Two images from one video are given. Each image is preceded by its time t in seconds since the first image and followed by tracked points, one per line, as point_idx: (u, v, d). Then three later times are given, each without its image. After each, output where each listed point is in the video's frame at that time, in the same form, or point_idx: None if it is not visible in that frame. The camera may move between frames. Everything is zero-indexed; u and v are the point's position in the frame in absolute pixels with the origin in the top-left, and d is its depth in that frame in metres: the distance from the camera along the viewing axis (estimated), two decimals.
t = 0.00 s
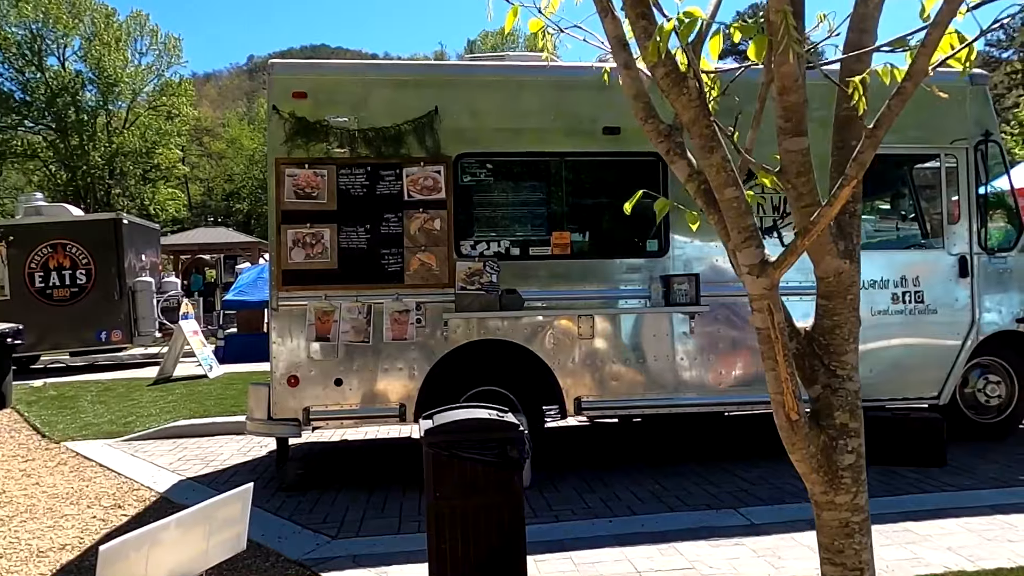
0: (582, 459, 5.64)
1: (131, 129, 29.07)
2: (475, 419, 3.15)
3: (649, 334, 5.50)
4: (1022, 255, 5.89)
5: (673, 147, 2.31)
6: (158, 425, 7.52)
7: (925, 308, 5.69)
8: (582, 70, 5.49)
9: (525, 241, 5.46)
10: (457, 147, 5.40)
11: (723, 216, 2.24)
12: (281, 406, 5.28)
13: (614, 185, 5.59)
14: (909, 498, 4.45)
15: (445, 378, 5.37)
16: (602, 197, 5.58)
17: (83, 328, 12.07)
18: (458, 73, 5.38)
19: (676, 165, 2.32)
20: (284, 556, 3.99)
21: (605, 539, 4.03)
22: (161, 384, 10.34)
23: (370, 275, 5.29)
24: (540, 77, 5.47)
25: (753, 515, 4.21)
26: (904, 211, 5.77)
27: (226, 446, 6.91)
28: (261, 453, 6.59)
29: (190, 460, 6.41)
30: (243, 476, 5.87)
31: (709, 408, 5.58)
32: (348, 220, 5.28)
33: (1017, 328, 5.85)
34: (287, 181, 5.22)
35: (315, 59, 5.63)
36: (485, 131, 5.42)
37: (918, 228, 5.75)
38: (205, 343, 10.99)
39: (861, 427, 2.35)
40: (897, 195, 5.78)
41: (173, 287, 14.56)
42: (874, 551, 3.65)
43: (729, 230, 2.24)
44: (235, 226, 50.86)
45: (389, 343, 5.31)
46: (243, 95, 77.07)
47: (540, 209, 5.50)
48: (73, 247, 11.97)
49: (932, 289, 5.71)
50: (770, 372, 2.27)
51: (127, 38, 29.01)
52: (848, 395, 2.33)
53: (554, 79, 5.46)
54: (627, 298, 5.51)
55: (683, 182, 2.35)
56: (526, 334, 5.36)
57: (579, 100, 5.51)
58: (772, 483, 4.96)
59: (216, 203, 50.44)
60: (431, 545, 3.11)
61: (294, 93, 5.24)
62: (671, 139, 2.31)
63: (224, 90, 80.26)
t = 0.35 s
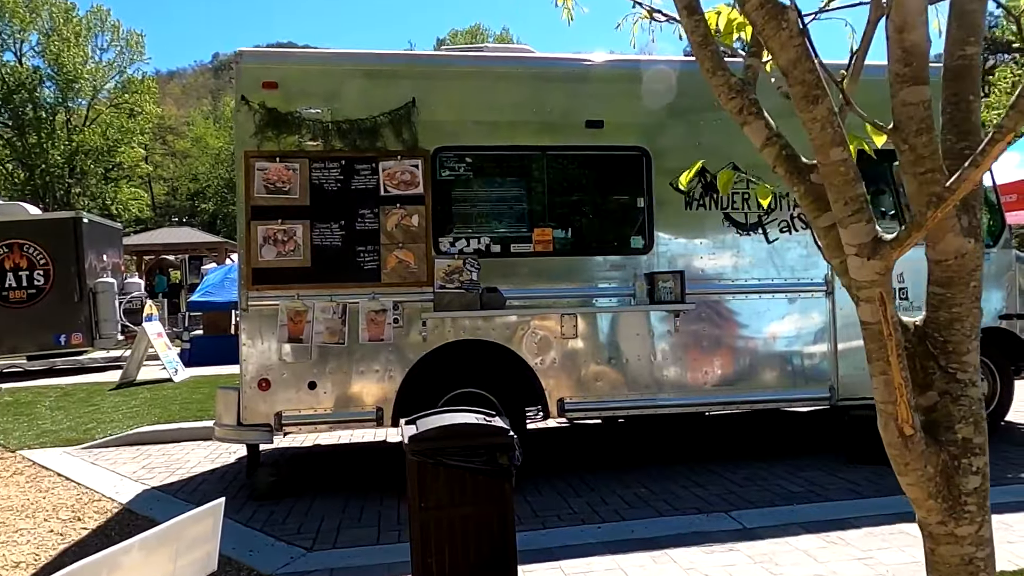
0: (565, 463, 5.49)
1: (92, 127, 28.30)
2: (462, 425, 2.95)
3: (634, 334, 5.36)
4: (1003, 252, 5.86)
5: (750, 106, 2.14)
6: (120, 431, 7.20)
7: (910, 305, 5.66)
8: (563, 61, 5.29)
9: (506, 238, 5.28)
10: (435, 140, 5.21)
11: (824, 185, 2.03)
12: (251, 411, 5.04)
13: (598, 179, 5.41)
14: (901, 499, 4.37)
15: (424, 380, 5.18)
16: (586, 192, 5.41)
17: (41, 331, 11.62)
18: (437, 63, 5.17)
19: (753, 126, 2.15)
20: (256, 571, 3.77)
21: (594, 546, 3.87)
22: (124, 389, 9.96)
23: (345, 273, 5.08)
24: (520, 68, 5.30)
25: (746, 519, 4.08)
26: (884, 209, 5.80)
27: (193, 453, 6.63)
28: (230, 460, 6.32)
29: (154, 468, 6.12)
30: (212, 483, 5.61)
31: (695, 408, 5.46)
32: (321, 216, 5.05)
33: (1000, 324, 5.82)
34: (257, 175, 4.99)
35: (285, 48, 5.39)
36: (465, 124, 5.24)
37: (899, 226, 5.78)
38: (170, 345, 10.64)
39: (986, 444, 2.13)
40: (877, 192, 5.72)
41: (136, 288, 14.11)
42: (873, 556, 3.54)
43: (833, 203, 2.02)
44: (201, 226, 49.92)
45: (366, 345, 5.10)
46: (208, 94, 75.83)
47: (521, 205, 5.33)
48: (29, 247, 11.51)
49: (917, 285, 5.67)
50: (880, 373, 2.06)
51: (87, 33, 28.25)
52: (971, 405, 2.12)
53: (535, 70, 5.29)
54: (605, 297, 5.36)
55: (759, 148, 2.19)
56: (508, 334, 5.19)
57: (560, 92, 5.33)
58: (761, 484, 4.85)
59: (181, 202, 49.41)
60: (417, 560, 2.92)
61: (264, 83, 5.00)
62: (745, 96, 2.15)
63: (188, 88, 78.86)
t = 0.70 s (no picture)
0: (547, 474, 5.34)
1: (44, 129, 27.40)
2: (453, 445, 2.79)
3: (617, 341, 5.24)
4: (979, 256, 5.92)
5: (885, 100, 1.94)
6: (77, 448, 6.86)
7: (891, 310, 5.68)
8: (539, 62, 5.19)
9: (486, 243, 5.12)
10: (411, 142, 5.03)
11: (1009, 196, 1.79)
12: (219, 427, 4.79)
13: (578, 183, 5.28)
14: (891, 507, 4.31)
15: (401, 392, 5.00)
16: (566, 196, 5.28)
17: None
18: (411, 63, 5.00)
19: (890, 124, 1.94)
20: None
21: (585, 564, 3.73)
22: (80, 402, 9.55)
23: (318, 281, 4.87)
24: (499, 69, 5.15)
25: (738, 532, 3.97)
26: (859, 213, 5.75)
27: (155, 470, 6.32)
28: (195, 476, 6.04)
29: (114, 487, 5.81)
30: (176, 502, 5.34)
31: (678, 417, 5.35)
32: (292, 222, 4.84)
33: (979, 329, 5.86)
34: (224, 179, 4.76)
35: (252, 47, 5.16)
36: (441, 126, 5.07)
37: (875, 229, 5.73)
38: (128, 355, 10.25)
39: None
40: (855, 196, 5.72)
41: (91, 295, 13.63)
42: (872, 570, 3.45)
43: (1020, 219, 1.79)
44: (159, 231, 48.77)
45: (340, 356, 4.89)
46: (165, 95, 74.24)
47: (501, 210, 5.17)
48: None
49: (897, 291, 5.70)
50: None
51: (39, 33, 27.37)
52: None
53: (514, 72, 5.16)
54: (575, 304, 5.20)
55: (896, 151, 1.96)
56: (488, 344, 5.04)
57: (538, 94, 5.21)
58: (748, 494, 4.76)
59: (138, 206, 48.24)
60: None
61: (231, 82, 4.77)
62: (878, 88, 1.95)
63: (145, 89, 77.15)
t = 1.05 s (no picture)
0: (523, 480, 5.20)
1: None
2: (431, 456, 2.64)
3: (594, 343, 5.12)
4: (953, 255, 5.93)
5: (1016, 49, 2.02)
6: (30, 459, 6.54)
7: (868, 310, 5.64)
8: (511, 58, 5.06)
9: (459, 244, 4.95)
10: (382, 139, 4.84)
11: None
12: (180, 437, 4.56)
13: (554, 181, 5.15)
14: (874, 510, 4.24)
15: (372, 398, 4.82)
16: (541, 195, 5.14)
17: None
18: (382, 56, 4.83)
19: (1018, 79, 2.03)
20: None
21: None
22: (34, 410, 9.17)
23: (284, 283, 4.66)
24: (473, 64, 5.00)
25: (722, 539, 3.87)
26: (834, 211, 5.68)
27: (112, 481, 6.04)
28: (155, 488, 5.78)
29: (69, 500, 5.53)
30: (134, 516, 5.08)
31: (657, 420, 5.24)
32: (257, 221, 4.62)
33: (953, 328, 5.89)
34: (184, 176, 4.53)
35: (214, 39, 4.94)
36: (413, 122, 4.89)
37: (849, 228, 5.70)
38: (85, 361, 9.88)
39: None
40: (830, 195, 5.68)
41: (47, 299, 13.16)
42: None
43: None
44: (118, 233, 47.63)
45: (308, 361, 4.69)
46: (125, 94, 72.63)
47: (475, 209, 5.01)
48: None
49: (874, 291, 5.67)
50: None
51: None
52: None
53: (489, 67, 5.02)
54: (547, 305, 5.05)
55: None
56: (462, 347, 4.89)
57: (512, 90, 5.07)
58: (729, 498, 4.67)
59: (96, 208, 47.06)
60: None
61: (192, 75, 4.55)
62: (1007, 36, 2.02)
63: (103, 88, 75.41)
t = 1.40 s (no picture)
0: (497, 497, 5.01)
1: None
2: (400, 484, 2.51)
3: (569, 355, 4.95)
4: (930, 263, 5.88)
5: None
6: None
7: (847, 319, 5.56)
8: (484, 59, 4.89)
9: (430, 252, 4.75)
10: (349, 141, 4.63)
11: None
12: (132, 456, 4.29)
13: (528, 187, 4.98)
14: (858, 527, 4.13)
15: (338, 413, 4.59)
16: (515, 201, 4.97)
17: None
18: (348, 55, 4.63)
19: None
20: None
21: None
22: None
23: (245, 293, 4.42)
24: (444, 65, 4.81)
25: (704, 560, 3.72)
26: (809, 218, 5.58)
27: (62, 501, 5.71)
28: (107, 508, 5.47)
29: (13, 522, 5.20)
30: (83, 540, 4.78)
31: (634, 433, 5.09)
32: (215, 228, 4.38)
33: (930, 336, 5.83)
34: (137, 179, 4.27)
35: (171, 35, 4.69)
36: (382, 124, 4.69)
37: (824, 235, 5.60)
38: (38, 372, 9.47)
39: None
40: (805, 200, 5.57)
41: None
42: None
43: None
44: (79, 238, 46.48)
45: (270, 375, 4.45)
46: (87, 96, 71.13)
47: (446, 216, 4.82)
48: None
49: (852, 299, 5.59)
50: None
51: None
52: None
53: (461, 68, 4.84)
54: (520, 316, 4.86)
55: None
56: (433, 359, 4.68)
57: (484, 91, 4.89)
58: (709, 515, 4.53)
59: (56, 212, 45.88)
60: None
61: (146, 72, 4.30)
62: None
63: (65, 90, 73.78)
